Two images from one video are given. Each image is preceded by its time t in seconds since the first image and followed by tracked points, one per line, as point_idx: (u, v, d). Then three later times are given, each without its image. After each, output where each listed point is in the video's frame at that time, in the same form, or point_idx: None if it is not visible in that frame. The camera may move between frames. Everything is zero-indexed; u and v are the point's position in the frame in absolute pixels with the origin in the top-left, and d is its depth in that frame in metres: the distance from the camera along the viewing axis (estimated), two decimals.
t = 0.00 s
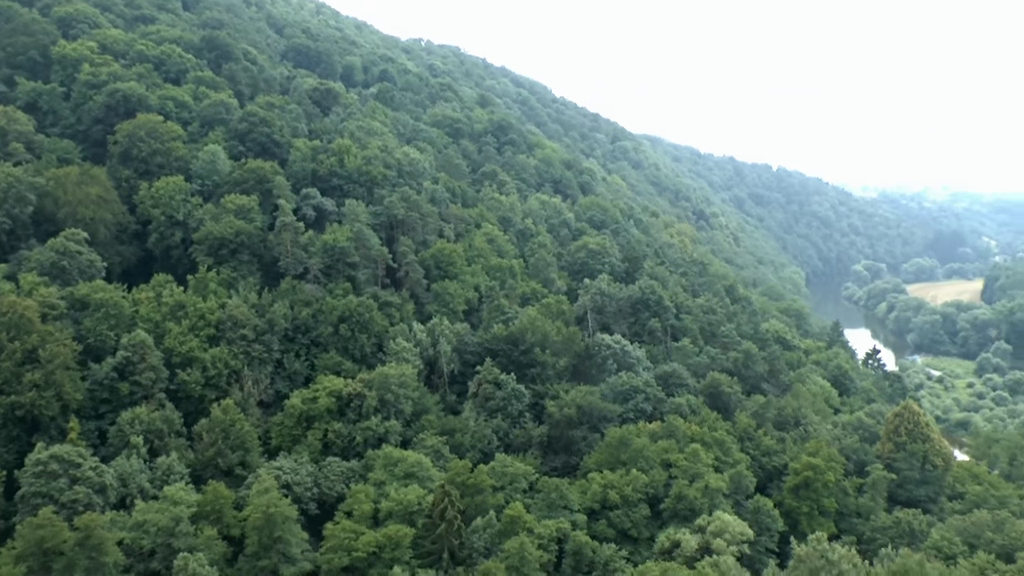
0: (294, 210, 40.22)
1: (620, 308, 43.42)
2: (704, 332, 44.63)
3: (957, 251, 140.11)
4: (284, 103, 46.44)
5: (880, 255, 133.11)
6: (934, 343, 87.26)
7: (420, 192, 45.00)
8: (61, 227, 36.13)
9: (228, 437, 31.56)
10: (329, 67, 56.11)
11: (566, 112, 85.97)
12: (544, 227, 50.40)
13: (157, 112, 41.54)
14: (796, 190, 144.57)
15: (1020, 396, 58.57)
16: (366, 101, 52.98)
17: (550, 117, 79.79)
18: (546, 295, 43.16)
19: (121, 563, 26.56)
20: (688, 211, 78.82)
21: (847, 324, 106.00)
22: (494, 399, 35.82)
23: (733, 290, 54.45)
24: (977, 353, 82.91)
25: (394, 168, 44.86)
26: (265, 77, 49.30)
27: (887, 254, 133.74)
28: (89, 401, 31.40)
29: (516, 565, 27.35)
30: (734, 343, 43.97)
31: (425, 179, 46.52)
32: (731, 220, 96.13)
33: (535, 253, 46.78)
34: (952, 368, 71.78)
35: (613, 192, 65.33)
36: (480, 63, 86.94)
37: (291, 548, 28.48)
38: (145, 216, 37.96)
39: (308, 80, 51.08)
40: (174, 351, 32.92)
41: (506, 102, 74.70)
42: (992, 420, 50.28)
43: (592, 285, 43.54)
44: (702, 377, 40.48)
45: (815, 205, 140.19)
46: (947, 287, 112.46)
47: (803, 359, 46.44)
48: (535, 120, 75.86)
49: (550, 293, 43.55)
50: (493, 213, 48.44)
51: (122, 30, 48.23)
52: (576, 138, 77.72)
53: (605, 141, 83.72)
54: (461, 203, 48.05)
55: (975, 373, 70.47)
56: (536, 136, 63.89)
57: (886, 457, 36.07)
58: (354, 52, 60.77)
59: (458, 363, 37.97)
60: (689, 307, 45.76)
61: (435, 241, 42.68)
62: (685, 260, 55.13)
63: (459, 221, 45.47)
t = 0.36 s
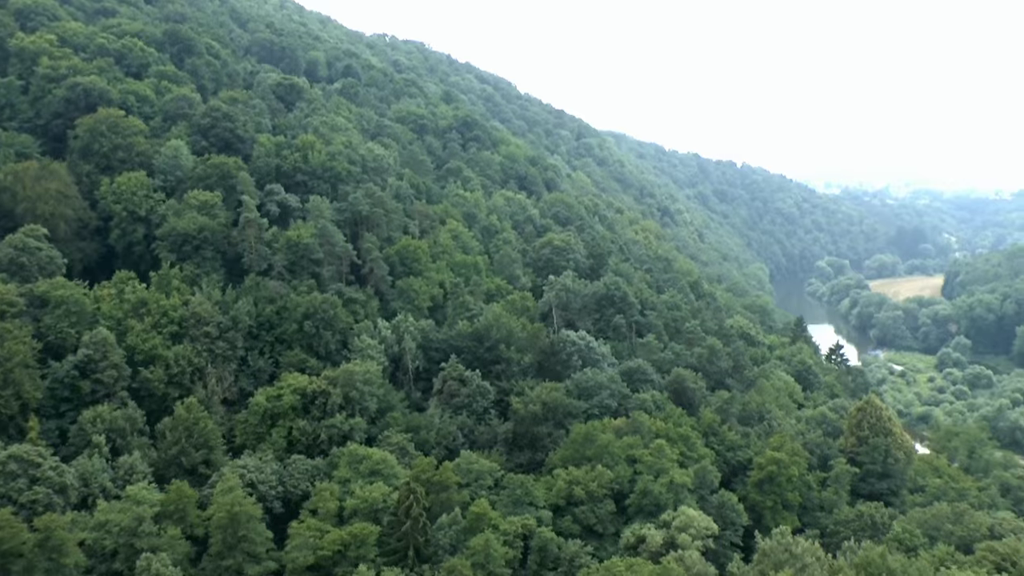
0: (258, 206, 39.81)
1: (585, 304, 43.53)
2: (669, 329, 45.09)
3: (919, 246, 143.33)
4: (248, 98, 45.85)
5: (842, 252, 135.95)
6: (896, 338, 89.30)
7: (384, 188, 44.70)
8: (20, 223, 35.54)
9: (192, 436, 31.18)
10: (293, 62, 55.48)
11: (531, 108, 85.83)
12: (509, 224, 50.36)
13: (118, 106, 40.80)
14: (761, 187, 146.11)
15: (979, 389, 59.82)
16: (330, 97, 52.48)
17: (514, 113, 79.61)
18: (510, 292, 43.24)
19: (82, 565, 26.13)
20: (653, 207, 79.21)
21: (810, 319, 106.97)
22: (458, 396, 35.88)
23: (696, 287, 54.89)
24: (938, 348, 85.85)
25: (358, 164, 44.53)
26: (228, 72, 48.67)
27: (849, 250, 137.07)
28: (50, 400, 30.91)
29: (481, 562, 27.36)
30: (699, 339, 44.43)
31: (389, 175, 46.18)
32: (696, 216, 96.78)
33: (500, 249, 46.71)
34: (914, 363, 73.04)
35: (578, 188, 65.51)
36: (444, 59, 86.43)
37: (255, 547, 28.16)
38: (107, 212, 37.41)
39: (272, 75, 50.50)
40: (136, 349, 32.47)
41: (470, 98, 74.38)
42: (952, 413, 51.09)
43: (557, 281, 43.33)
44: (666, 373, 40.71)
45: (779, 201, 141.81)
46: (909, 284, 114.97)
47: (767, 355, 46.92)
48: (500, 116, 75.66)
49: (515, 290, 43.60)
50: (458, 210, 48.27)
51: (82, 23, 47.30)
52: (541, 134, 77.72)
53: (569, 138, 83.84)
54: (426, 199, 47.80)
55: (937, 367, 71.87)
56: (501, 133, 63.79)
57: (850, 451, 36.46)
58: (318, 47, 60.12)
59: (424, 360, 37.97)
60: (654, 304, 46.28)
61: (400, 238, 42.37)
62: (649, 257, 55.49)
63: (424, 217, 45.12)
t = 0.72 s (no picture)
0: (222, 204, 39.34)
1: (551, 302, 43.50)
2: (635, 327, 45.41)
3: (882, 245, 146.05)
4: (211, 94, 45.24)
5: (807, 250, 138.10)
6: (860, 335, 90.24)
7: (350, 185, 44.38)
8: None
9: (156, 436, 30.69)
10: (257, 58, 54.78)
11: (497, 106, 85.69)
12: (475, 222, 50.31)
13: (78, 101, 40.02)
14: (727, 185, 147.35)
15: (939, 384, 61.02)
16: (295, 93, 51.96)
17: (480, 110, 79.37)
18: (476, 291, 43.28)
19: (42, 569, 25.52)
20: (619, 205, 79.59)
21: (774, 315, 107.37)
22: (425, 395, 35.78)
23: (662, 285, 55.31)
24: (900, 344, 87.03)
25: (324, 162, 44.15)
26: (192, 67, 47.97)
27: (814, 248, 139.46)
28: (8, 401, 30.19)
29: (447, 561, 27.29)
30: (664, 337, 44.97)
31: (355, 173, 45.85)
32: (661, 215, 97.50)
33: (466, 247, 46.66)
34: (877, 359, 74.30)
35: (543, 187, 65.65)
36: (410, 57, 85.86)
37: (220, 548, 27.78)
38: (67, 209, 36.61)
39: (236, 71, 49.86)
40: (98, 348, 31.84)
41: (437, 95, 74.03)
42: (913, 408, 51.90)
43: (523, 279, 43.31)
44: (632, 370, 40.98)
45: (745, 199, 143.57)
46: (871, 281, 116.92)
47: (732, 352, 47.52)
48: (466, 114, 75.43)
49: (481, 288, 43.67)
50: (424, 208, 48.06)
51: (39, 15, 46.23)
52: (506, 133, 77.70)
53: (535, 136, 83.94)
54: (392, 197, 47.54)
55: (899, 364, 73.26)
56: (467, 130, 63.65)
57: (814, 447, 36.94)
58: (283, 44, 59.46)
59: (390, 358, 37.71)
60: (620, 302, 46.54)
61: (365, 236, 42.21)
62: (615, 255, 55.86)
63: (389, 215, 44.93)
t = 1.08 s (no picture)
0: (187, 203, 38.80)
1: (519, 302, 43.38)
2: (603, 327, 45.76)
3: (848, 243, 148.48)
4: (176, 92, 44.59)
5: (775, 249, 139.85)
6: (827, 333, 91.85)
7: (317, 185, 44.03)
8: None
9: (120, 440, 30.14)
10: (223, 56, 54.06)
11: (464, 106, 85.44)
12: (443, 222, 50.13)
13: (38, 99, 39.17)
14: (693, 185, 149.51)
15: (904, 381, 61.91)
16: (260, 92, 51.40)
17: (447, 110, 79.09)
18: (444, 291, 43.24)
19: None
20: (587, 206, 79.79)
21: (741, 315, 108.24)
22: (393, 396, 35.58)
23: (630, 285, 55.55)
24: (866, 342, 88.91)
25: (290, 161, 43.78)
26: (155, 65, 47.26)
27: (781, 247, 141.16)
28: None
29: (416, 563, 27.09)
30: (632, 337, 45.45)
31: (322, 173, 45.51)
32: (629, 214, 98.12)
33: (434, 247, 46.58)
34: (843, 356, 75.22)
35: (511, 187, 65.69)
36: (377, 56, 85.33)
37: (187, 553, 27.38)
38: (27, 208, 35.60)
39: (200, 69, 49.16)
40: (60, 350, 31.08)
41: (404, 95, 73.64)
42: (879, 405, 52.50)
43: (490, 280, 43.85)
44: (600, 370, 41.19)
45: (712, 200, 145.24)
46: (838, 280, 118.47)
47: (700, 351, 48.03)
48: (434, 113, 75.10)
49: (449, 289, 43.71)
50: (391, 208, 47.77)
51: None
52: (474, 132, 77.57)
53: (502, 136, 83.88)
54: (359, 197, 47.22)
55: (865, 361, 74.46)
56: (434, 131, 63.47)
57: (782, 444, 37.26)
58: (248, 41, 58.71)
59: (357, 359, 37.51)
60: (588, 301, 46.72)
61: (332, 236, 41.99)
62: (583, 255, 56.11)
63: (356, 215, 44.65)
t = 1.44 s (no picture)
0: (157, 214, 38.55)
1: (489, 312, 43.58)
2: (574, 336, 46.07)
3: (816, 253, 151.05)
4: (145, 101, 44.31)
5: (744, 259, 141.12)
6: (795, 342, 92.94)
7: (288, 196, 43.95)
8: None
9: (88, 453, 29.74)
10: (192, 66, 53.69)
11: (434, 116, 85.46)
12: (413, 232, 50.17)
13: (4, 108, 38.66)
14: (663, 196, 150.88)
15: (872, 389, 62.75)
16: (230, 102, 51.14)
17: (417, 120, 79.20)
18: (415, 301, 43.34)
19: None
20: (556, 216, 80.12)
21: (711, 325, 109.30)
22: (363, 407, 35.59)
23: (600, 294, 55.93)
24: (835, 350, 89.84)
25: (261, 171, 43.69)
26: (124, 74, 46.96)
27: (749, 257, 142.47)
28: None
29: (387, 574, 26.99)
30: (602, 346, 45.79)
31: (292, 183, 45.44)
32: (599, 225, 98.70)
33: (404, 257, 46.64)
34: (813, 364, 75.75)
35: (481, 197, 65.91)
36: (348, 66, 85.28)
37: (156, 567, 27.07)
38: None
39: (169, 78, 48.82)
40: (26, 364, 30.63)
41: (374, 104, 73.56)
42: (848, 412, 53.11)
43: (460, 290, 43.45)
44: (571, 379, 41.44)
45: (681, 210, 146.55)
46: (807, 290, 119.98)
47: (670, 360, 48.65)
48: (404, 123, 75.10)
49: (419, 299, 43.72)
50: (361, 218, 47.73)
51: None
52: (444, 143, 77.66)
53: (472, 146, 84.05)
54: (329, 207, 47.14)
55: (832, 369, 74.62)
56: (404, 141, 63.58)
57: (752, 452, 37.75)
58: (217, 50, 58.32)
59: (328, 370, 37.59)
60: (558, 311, 47.00)
61: (303, 246, 41.85)
62: (553, 264, 56.51)
63: (327, 225, 44.59)
